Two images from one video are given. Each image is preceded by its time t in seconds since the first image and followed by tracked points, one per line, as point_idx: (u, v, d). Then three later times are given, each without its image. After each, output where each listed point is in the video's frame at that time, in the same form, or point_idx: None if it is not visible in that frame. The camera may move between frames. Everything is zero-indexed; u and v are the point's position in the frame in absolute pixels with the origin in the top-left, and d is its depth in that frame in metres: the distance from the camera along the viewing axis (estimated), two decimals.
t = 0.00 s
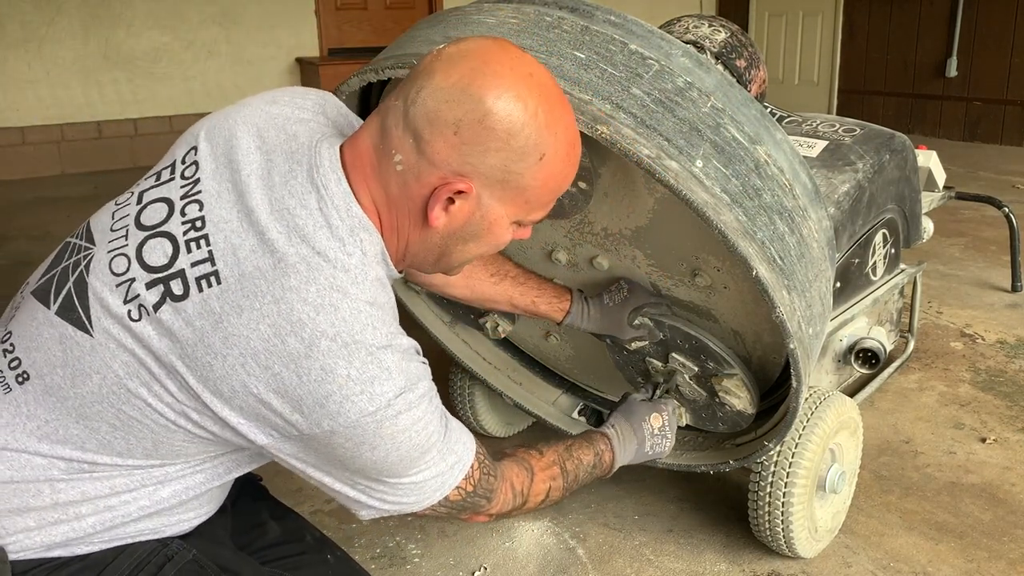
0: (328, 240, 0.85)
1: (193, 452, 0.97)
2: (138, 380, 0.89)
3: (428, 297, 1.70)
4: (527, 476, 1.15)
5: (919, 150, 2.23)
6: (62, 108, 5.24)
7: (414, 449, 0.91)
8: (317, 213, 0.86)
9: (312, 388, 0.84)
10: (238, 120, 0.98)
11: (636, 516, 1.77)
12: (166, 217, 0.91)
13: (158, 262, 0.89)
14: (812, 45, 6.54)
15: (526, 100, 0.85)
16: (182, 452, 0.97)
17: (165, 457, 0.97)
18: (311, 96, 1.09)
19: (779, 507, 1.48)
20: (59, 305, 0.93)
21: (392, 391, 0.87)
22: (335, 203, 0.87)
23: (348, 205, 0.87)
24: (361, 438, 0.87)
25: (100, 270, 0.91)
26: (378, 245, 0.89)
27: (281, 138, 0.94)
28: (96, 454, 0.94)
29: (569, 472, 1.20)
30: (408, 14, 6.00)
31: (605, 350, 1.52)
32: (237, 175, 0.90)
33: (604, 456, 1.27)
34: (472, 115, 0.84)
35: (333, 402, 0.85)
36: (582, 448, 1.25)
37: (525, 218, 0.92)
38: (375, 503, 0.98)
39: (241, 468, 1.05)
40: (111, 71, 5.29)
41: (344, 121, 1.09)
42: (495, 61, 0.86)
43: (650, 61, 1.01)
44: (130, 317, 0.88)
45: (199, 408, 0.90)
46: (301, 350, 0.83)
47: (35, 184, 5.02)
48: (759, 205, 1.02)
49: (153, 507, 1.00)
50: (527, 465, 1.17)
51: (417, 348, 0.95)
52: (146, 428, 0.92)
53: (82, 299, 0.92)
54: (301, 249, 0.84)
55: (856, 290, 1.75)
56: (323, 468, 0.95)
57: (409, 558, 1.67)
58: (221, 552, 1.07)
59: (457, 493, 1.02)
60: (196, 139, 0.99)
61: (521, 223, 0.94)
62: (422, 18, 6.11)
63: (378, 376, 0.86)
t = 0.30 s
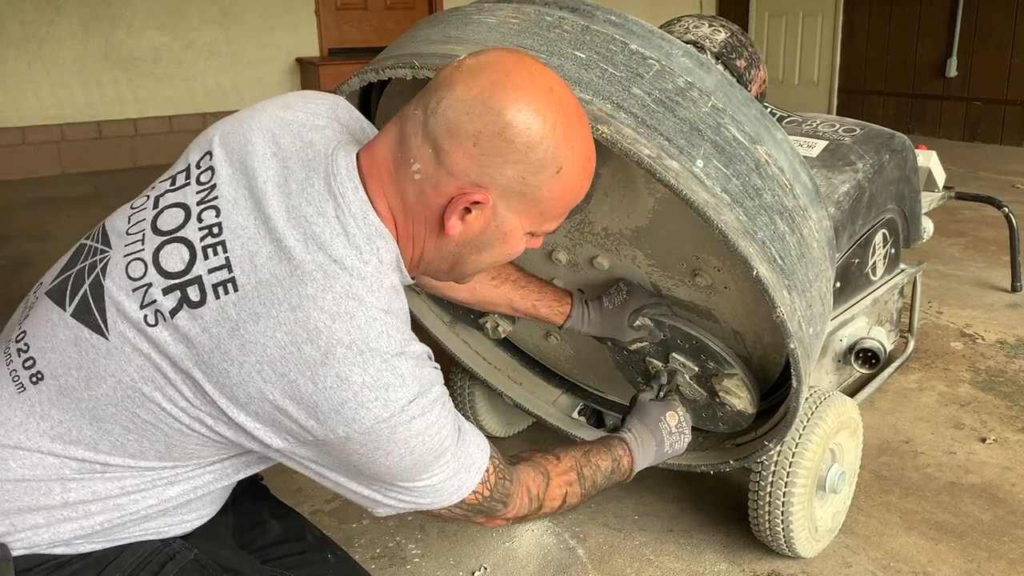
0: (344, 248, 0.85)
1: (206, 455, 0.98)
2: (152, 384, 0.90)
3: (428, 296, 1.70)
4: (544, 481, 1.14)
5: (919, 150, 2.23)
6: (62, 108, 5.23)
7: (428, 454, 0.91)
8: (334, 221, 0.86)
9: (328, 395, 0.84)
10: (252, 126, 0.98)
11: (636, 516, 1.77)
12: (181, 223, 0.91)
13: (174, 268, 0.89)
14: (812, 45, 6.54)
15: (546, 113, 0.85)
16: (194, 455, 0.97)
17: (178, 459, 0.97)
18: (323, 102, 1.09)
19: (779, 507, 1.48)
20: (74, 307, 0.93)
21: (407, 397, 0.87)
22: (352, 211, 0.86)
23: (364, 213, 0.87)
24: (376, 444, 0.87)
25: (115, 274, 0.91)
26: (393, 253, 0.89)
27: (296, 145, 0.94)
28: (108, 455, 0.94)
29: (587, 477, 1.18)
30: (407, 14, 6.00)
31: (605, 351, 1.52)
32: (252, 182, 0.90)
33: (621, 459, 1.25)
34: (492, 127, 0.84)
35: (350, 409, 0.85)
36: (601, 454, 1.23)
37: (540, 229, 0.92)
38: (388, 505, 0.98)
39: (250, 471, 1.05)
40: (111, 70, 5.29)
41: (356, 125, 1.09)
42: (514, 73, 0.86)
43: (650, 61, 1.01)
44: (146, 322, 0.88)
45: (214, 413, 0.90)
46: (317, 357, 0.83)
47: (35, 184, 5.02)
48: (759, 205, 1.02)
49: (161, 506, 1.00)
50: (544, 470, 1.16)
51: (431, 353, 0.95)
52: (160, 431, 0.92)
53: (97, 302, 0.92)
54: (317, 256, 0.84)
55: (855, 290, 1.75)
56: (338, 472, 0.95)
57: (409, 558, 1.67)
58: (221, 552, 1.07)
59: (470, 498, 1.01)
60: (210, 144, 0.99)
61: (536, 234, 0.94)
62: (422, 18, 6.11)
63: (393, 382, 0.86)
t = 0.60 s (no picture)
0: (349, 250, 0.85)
1: (209, 456, 0.97)
2: (157, 386, 0.90)
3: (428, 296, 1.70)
4: (546, 480, 1.14)
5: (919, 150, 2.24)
6: (62, 108, 5.23)
7: (433, 454, 0.91)
8: (339, 222, 0.86)
9: (334, 395, 0.84)
10: (256, 128, 0.98)
11: (636, 516, 1.77)
12: (186, 224, 0.91)
13: (179, 269, 0.89)
14: (812, 45, 6.54)
15: (551, 112, 0.85)
16: (197, 456, 0.97)
17: (181, 461, 0.97)
18: (326, 103, 1.09)
19: (779, 507, 1.48)
20: (79, 308, 0.93)
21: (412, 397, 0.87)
22: (357, 212, 0.86)
23: (369, 213, 0.87)
24: (382, 444, 0.88)
25: (120, 276, 0.91)
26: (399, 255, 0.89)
27: (300, 146, 0.94)
28: (112, 456, 0.94)
29: (589, 476, 1.18)
30: (407, 14, 6.00)
31: (604, 351, 1.52)
32: (257, 183, 0.90)
33: (623, 460, 1.25)
34: (497, 126, 0.84)
35: (356, 409, 0.85)
36: (603, 454, 1.23)
37: (546, 228, 0.93)
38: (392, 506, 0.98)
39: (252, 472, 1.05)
40: (111, 70, 5.29)
41: (359, 126, 1.09)
42: (518, 73, 0.86)
43: (650, 61, 1.01)
44: (151, 324, 0.88)
45: (219, 415, 0.90)
46: (322, 358, 0.83)
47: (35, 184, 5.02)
48: (759, 205, 1.02)
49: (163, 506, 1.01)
50: (546, 469, 1.16)
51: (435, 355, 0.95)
52: (165, 433, 0.92)
53: (102, 304, 0.92)
54: (322, 257, 0.84)
55: (855, 290, 1.75)
56: (344, 472, 0.95)
57: (409, 558, 1.67)
58: (221, 552, 1.07)
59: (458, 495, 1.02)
60: (214, 145, 0.99)
61: (541, 232, 0.94)
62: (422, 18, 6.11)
63: (398, 383, 0.86)
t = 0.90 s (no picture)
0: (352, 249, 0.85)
1: (212, 456, 0.97)
2: (159, 386, 0.90)
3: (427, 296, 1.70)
4: (547, 480, 1.14)
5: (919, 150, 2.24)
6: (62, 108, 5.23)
7: (435, 454, 0.91)
8: (341, 221, 0.86)
9: (336, 394, 0.84)
10: (259, 127, 0.98)
11: (636, 516, 1.77)
12: (189, 223, 0.91)
13: (182, 269, 0.89)
14: (812, 45, 6.54)
15: (553, 112, 0.85)
16: (200, 456, 0.97)
17: (184, 460, 0.97)
18: (329, 103, 1.09)
19: (779, 507, 1.48)
20: (83, 308, 0.93)
21: (414, 397, 0.87)
22: (360, 211, 0.86)
23: (372, 213, 0.87)
24: (385, 444, 0.88)
25: (124, 274, 0.91)
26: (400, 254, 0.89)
27: (304, 146, 0.94)
28: (115, 456, 0.94)
29: (590, 477, 1.18)
30: (407, 14, 6.00)
31: (604, 350, 1.52)
32: (260, 182, 0.90)
33: (625, 460, 1.25)
34: (499, 125, 0.84)
35: (359, 409, 0.85)
36: (605, 455, 1.23)
37: (547, 228, 0.93)
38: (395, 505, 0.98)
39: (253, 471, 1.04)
40: (111, 70, 5.29)
41: (362, 126, 1.09)
42: (520, 72, 0.86)
43: (650, 61, 1.01)
44: (154, 323, 0.88)
45: (221, 414, 0.90)
46: (325, 357, 0.83)
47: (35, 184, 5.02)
48: (759, 205, 1.02)
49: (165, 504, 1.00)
50: (547, 468, 1.16)
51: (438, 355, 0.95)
52: (167, 432, 0.92)
53: (106, 303, 0.92)
54: (326, 256, 0.84)
55: (856, 290, 1.75)
56: (347, 472, 0.95)
57: (409, 558, 1.67)
58: (222, 552, 1.07)
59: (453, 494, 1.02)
60: (217, 145, 0.99)
61: (542, 232, 0.94)
62: (422, 18, 6.11)
63: (401, 382, 0.86)
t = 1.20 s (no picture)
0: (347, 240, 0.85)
1: (209, 454, 0.97)
2: (154, 382, 0.89)
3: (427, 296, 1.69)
4: (551, 483, 1.14)
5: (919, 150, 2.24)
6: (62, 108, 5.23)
7: (435, 447, 0.91)
8: (335, 212, 0.86)
9: (334, 385, 0.84)
10: (253, 123, 0.98)
11: (636, 516, 1.77)
12: (183, 219, 0.91)
13: (176, 264, 0.89)
14: (812, 45, 6.54)
15: (545, 98, 0.85)
16: (198, 453, 0.97)
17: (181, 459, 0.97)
18: (324, 99, 1.09)
19: (779, 507, 1.48)
20: (77, 307, 0.93)
21: (413, 385, 0.87)
22: (353, 202, 0.87)
23: (365, 203, 0.87)
24: (384, 435, 0.87)
25: (117, 273, 0.91)
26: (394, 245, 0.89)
27: (297, 141, 0.94)
28: (112, 455, 0.94)
29: (593, 478, 1.18)
30: (407, 14, 6.00)
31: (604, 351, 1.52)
32: (254, 177, 0.90)
33: (626, 461, 1.25)
34: (491, 112, 0.84)
35: (357, 399, 0.85)
36: (607, 456, 1.23)
37: (541, 218, 0.93)
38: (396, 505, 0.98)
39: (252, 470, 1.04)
40: (111, 70, 5.29)
41: (355, 121, 1.09)
42: (513, 60, 0.86)
43: (650, 61, 1.01)
44: (149, 319, 0.88)
45: (218, 409, 0.90)
46: (321, 347, 0.83)
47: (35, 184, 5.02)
48: (759, 205, 1.02)
49: (164, 506, 1.00)
50: (550, 470, 1.16)
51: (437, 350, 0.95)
52: (163, 430, 0.92)
53: (100, 301, 0.92)
54: (320, 247, 0.84)
55: (855, 290, 1.75)
56: (345, 468, 0.95)
57: (409, 558, 1.67)
58: (221, 553, 1.07)
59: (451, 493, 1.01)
60: (211, 142, 0.99)
61: (537, 222, 0.94)
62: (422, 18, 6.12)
63: (399, 371, 0.86)
